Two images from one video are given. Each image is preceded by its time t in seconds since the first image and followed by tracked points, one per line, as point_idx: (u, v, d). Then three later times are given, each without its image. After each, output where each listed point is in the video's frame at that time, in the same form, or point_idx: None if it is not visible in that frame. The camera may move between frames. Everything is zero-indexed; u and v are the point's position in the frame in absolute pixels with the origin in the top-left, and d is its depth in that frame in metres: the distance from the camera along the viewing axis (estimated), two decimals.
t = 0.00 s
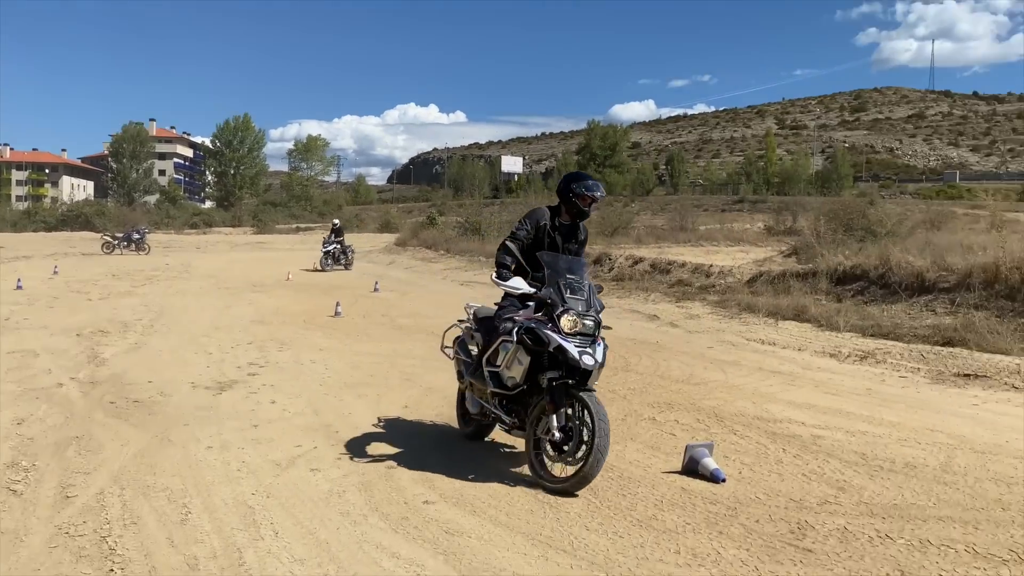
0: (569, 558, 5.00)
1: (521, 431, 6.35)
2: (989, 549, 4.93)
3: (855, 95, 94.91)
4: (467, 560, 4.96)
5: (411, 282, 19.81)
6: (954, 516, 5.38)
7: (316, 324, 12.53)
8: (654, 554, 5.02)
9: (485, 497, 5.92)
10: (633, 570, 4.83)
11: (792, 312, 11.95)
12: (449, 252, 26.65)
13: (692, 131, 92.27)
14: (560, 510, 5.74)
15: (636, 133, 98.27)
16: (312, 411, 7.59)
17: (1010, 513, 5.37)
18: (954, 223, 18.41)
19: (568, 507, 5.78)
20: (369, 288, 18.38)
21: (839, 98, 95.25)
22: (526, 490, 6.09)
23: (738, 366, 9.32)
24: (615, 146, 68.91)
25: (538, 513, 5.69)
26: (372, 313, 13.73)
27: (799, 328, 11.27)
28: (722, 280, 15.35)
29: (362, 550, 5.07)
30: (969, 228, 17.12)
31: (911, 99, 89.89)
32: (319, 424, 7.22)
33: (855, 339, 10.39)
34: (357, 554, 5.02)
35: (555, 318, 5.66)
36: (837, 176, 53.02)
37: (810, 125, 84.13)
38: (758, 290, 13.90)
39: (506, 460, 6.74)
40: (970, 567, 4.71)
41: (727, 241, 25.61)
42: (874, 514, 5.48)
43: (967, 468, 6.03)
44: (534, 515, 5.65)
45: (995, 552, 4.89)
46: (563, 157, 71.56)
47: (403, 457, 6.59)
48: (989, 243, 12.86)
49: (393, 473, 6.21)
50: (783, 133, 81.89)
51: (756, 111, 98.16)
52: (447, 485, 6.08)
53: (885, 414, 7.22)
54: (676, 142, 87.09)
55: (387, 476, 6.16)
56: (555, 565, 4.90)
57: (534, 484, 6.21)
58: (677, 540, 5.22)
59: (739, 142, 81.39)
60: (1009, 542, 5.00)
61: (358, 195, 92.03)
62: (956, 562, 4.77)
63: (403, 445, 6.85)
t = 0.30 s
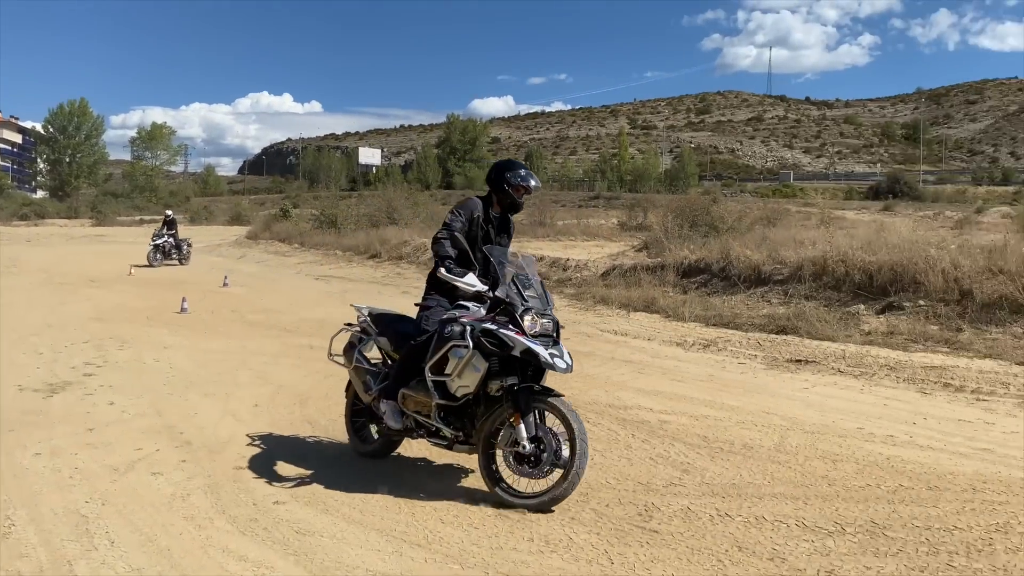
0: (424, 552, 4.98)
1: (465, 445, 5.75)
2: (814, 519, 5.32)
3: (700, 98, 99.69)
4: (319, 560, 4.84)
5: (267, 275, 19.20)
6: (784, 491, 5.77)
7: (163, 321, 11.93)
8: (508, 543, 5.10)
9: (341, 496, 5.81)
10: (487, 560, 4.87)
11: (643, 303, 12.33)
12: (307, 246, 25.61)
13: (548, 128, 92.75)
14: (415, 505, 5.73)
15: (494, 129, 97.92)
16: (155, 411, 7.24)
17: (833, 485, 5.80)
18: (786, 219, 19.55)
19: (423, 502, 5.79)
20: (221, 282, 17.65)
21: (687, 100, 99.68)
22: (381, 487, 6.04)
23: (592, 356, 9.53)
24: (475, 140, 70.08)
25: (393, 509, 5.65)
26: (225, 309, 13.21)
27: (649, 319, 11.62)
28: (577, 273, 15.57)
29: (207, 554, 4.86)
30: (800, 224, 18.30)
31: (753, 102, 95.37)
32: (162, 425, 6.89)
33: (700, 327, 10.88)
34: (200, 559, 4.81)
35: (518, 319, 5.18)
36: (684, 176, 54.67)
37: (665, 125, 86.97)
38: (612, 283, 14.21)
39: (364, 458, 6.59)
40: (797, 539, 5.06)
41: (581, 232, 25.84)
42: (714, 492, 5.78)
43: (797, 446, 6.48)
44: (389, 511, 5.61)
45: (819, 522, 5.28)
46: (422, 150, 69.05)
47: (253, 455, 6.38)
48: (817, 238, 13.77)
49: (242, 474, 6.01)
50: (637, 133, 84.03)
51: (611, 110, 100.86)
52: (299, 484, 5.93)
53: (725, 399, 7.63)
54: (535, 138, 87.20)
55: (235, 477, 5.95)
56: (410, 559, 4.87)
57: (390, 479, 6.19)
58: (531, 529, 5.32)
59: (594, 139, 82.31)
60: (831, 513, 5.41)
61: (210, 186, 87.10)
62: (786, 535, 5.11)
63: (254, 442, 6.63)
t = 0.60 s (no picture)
0: (318, 552, 4.78)
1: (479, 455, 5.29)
2: (703, 505, 5.49)
3: (591, 95, 101.28)
4: (206, 564, 4.61)
5: (151, 272, 18.38)
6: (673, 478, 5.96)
7: (36, 321, 11.25)
8: (403, 540, 5.00)
9: (229, 497, 5.55)
10: (382, 557, 4.74)
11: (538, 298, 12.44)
12: (193, 243, 24.40)
13: (443, 123, 91.68)
14: (306, 505, 5.50)
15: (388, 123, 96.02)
16: (26, 417, 6.85)
17: (719, 471, 6.02)
18: (676, 216, 19.95)
19: (314, 501, 5.56)
20: (100, 279, 16.78)
21: (581, 97, 101.00)
22: (271, 485, 5.77)
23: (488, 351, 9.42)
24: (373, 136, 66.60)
25: (284, 510, 5.41)
26: (105, 308, 12.59)
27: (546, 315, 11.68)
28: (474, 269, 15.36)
29: (84, 564, 4.60)
30: (688, 220, 18.82)
31: (643, 101, 97.58)
32: (35, 431, 6.53)
33: (593, 322, 11.09)
34: (76, 569, 4.55)
35: (548, 317, 4.90)
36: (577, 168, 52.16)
37: (559, 122, 87.49)
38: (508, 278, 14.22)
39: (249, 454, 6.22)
40: (686, 524, 5.20)
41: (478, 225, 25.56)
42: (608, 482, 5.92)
43: (685, 435, 6.70)
44: (279, 512, 5.37)
45: (707, 508, 5.45)
46: (314, 142, 65.83)
47: (136, 458, 6.10)
48: (705, 233, 14.31)
49: (123, 479, 5.74)
50: (533, 128, 84.20)
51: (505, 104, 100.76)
52: (185, 487, 5.66)
53: (618, 391, 7.80)
54: (430, 134, 86.11)
55: (115, 483, 5.68)
56: (302, 561, 4.69)
57: (279, 477, 5.90)
58: (427, 525, 5.24)
59: (490, 133, 81.68)
60: (719, 498, 5.59)
61: (87, 178, 81.35)
62: (675, 521, 5.25)
63: (136, 444, 6.33)
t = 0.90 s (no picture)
0: (243, 555, 4.46)
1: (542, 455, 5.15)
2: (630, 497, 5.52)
3: (519, 92, 101.75)
4: (125, 570, 4.30)
5: (62, 272, 17.56)
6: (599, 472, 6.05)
7: None
8: (329, 539, 4.74)
9: (149, 502, 5.18)
10: (308, 557, 4.47)
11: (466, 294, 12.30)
12: (107, 242, 23.38)
13: (369, 118, 90.26)
14: (232, 507, 5.12)
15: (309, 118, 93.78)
16: None
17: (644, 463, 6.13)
18: (604, 213, 19.99)
19: (239, 503, 5.17)
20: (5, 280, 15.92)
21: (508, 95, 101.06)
22: (194, 488, 5.38)
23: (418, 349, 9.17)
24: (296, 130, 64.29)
25: (208, 512, 5.04)
26: (13, 309, 11.96)
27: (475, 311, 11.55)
28: (402, 265, 15.11)
29: None
30: (615, 215, 18.96)
31: (570, 99, 98.41)
32: None
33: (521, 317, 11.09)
34: None
35: (617, 314, 4.95)
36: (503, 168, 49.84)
37: (488, 119, 87.18)
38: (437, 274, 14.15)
39: (168, 459, 5.82)
40: (613, 516, 5.19)
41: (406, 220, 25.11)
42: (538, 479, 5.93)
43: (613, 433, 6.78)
44: (203, 515, 5.00)
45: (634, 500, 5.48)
46: (234, 137, 61.21)
47: (49, 465, 5.77)
48: (631, 230, 14.51)
49: (35, 486, 5.42)
50: (460, 124, 83.67)
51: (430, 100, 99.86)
52: (102, 492, 5.32)
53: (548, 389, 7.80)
54: (355, 129, 84.57)
55: (26, 490, 5.36)
56: (227, 563, 4.38)
57: (202, 480, 5.51)
58: (355, 523, 4.98)
59: (416, 131, 80.83)
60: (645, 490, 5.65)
61: None
62: (600, 513, 5.25)
63: (48, 452, 5.99)
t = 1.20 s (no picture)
0: (184, 558, 3.94)
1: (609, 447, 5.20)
2: (573, 491, 5.31)
3: (460, 88, 101.70)
4: None
5: None
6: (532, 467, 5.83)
7: None
8: (271, 540, 4.20)
9: (82, 505, 4.62)
10: (249, 559, 3.98)
11: (410, 292, 12.04)
12: (34, 240, 22.43)
13: (308, 114, 88.74)
14: (170, 509, 4.53)
15: (246, 113, 91.70)
16: None
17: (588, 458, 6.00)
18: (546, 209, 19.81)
19: (179, 504, 4.59)
20: None
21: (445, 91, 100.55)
22: (128, 490, 4.82)
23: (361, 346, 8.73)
24: (230, 125, 62.48)
25: (143, 515, 4.46)
26: None
27: (419, 308, 11.29)
28: (343, 262, 14.97)
29: None
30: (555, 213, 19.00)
31: (510, 97, 98.50)
32: None
33: (467, 314, 10.88)
34: None
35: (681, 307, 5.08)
36: (449, 165, 49.00)
37: (429, 115, 86.55)
38: (380, 272, 13.98)
39: (100, 462, 5.33)
40: (554, 510, 4.97)
41: (346, 217, 24.66)
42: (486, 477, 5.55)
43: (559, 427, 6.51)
44: (138, 518, 4.43)
45: (578, 494, 5.26)
46: (169, 131, 57.59)
47: None
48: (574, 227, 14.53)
49: None
50: (399, 120, 82.71)
51: (370, 97, 98.77)
52: (31, 498, 4.78)
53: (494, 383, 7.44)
54: (291, 124, 82.84)
55: None
56: (165, 566, 3.88)
57: (138, 480, 4.96)
58: (297, 522, 4.44)
59: (355, 127, 79.78)
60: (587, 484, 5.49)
61: None
62: (541, 507, 5.00)
63: None
